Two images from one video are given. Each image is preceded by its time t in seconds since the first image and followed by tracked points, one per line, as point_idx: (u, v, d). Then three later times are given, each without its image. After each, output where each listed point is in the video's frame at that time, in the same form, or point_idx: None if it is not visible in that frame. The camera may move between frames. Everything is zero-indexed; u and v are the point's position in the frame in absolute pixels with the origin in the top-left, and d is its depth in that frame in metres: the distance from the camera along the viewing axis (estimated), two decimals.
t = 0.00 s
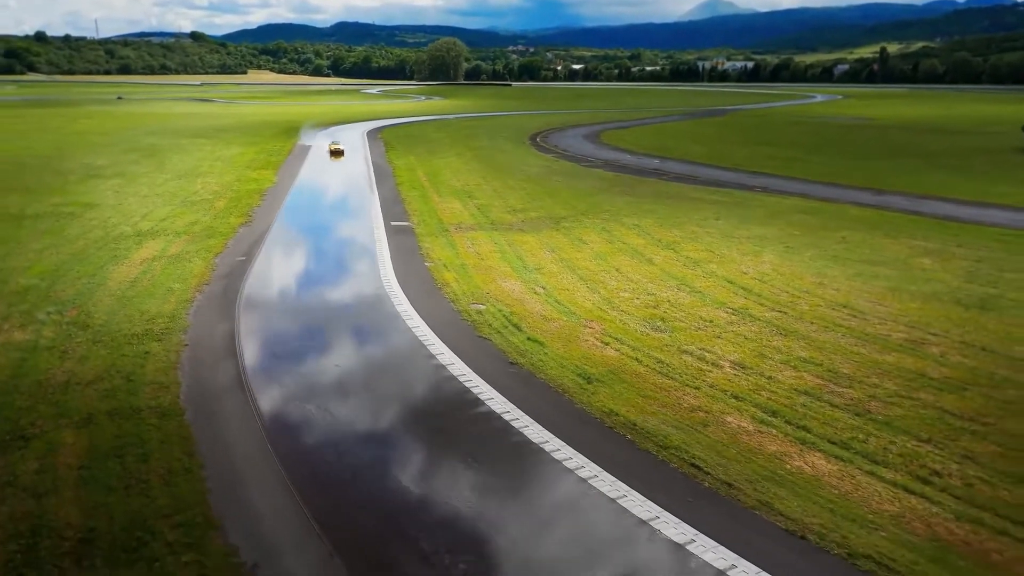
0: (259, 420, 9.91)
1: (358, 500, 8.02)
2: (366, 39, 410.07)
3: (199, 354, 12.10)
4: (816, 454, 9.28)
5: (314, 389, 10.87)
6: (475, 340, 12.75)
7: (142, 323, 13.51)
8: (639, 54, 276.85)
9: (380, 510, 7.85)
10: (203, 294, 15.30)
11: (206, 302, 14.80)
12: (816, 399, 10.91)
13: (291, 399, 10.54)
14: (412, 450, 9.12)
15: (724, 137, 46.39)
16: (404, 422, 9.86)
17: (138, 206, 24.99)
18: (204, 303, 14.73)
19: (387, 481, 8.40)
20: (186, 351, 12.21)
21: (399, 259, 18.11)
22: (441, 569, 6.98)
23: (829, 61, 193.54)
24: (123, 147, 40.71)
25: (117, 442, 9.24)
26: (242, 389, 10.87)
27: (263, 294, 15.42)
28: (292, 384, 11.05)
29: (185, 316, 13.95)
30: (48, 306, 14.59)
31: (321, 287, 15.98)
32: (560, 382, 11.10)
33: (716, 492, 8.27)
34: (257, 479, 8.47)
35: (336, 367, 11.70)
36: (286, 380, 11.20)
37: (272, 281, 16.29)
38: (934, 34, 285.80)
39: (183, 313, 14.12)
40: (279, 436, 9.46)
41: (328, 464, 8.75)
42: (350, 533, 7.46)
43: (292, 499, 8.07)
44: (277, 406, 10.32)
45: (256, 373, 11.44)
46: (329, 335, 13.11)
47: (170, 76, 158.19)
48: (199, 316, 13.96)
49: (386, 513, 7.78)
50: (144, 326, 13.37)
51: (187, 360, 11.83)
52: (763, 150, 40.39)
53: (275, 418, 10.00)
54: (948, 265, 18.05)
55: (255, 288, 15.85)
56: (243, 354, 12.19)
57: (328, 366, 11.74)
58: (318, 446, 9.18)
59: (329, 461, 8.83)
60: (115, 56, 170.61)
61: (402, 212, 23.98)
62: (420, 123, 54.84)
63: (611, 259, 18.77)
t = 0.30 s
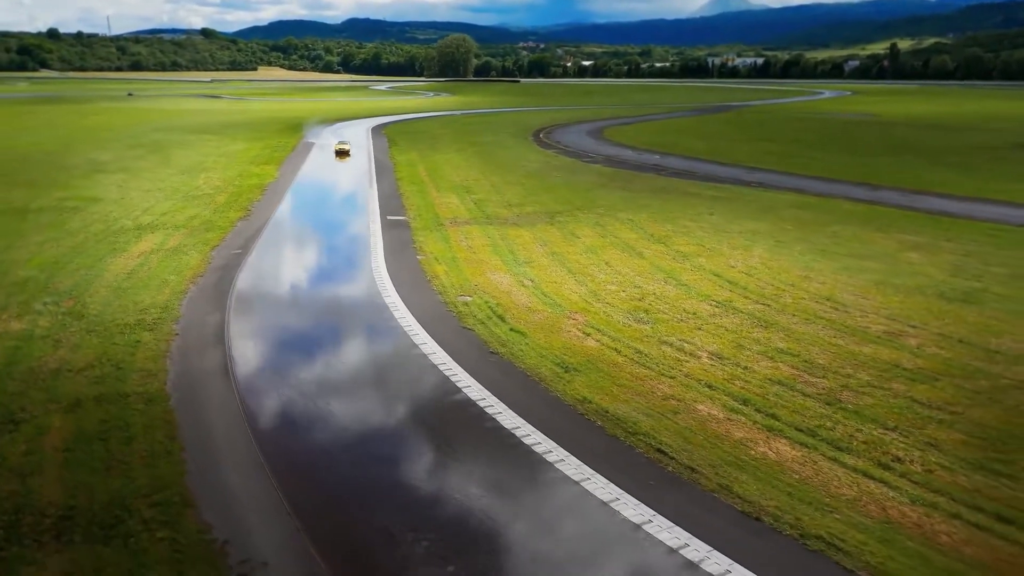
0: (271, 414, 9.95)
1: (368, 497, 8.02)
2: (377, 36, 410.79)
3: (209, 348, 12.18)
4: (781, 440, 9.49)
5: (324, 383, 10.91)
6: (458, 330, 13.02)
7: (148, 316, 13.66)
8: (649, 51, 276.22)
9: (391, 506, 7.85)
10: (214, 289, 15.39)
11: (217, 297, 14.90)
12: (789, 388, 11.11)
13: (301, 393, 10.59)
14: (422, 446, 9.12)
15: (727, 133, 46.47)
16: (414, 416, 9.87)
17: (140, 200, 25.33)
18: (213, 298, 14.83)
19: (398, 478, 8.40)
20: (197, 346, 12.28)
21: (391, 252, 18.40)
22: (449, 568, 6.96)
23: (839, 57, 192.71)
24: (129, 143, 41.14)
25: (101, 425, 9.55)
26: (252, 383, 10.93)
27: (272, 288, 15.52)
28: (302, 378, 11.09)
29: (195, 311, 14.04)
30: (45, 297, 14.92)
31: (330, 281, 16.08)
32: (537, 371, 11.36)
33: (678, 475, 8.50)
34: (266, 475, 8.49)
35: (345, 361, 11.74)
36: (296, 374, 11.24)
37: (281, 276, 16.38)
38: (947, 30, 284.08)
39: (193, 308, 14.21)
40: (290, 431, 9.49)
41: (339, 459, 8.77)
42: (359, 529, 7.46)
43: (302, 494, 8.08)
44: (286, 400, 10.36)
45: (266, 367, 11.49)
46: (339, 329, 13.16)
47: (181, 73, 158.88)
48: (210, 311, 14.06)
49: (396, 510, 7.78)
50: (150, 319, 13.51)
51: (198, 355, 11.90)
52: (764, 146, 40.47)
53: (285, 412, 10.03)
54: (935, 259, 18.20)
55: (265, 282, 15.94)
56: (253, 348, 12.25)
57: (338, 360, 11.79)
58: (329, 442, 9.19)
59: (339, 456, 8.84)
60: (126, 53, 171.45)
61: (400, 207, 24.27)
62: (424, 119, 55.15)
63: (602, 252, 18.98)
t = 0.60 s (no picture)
0: (286, 413, 10.02)
1: (382, 496, 8.06)
2: (390, 36, 411.75)
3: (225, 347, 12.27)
4: (755, 432, 9.71)
5: (338, 383, 10.98)
6: (448, 324, 13.31)
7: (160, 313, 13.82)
8: (662, 50, 275.67)
9: (405, 505, 7.89)
10: (229, 288, 15.50)
11: (231, 295, 15.01)
12: (768, 381, 11.34)
13: (315, 392, 10.67)
14: (434, 446, 9.17)
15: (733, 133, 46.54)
16: (426, 416, 9.91)
17: (146, 198, 25.72)
18: (228, 296, 14.94)
19: (411, 478, 8.44)
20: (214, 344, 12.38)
21: (389, 249, 18.70)
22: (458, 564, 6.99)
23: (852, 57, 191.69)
24: (138, 142, 41.62)
25: (95, 413, 9.87)
26: (268, 382, 11.00)
27: (285, 287, 15.62)
28: (315, 377, 11.16)
29: (211, 309, 14.15)
30: (48, 292, 15.28)
31: (338, 279, 16.24)
32: (522, 364, 11.63)
33: (650, 465, 8.73)
34: (280, 471, 8.55)
35: (357, 360, 11.82)
36: (310, 373, 11.31)
37: (293, 275, 16.50)
38: (962, 29, 282.06)
39: (209, 306, 14.32)
40: (305, 430, 9.54)
41: (353, 458, 8.82)
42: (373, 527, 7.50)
43: (316, 492, 8.12)
44: (301, 398, 10.44)
45: (281, 366, 11.56)
46: (351, 329, 13.24)
47: (194, 73, 159.74)
48: (225, 310, 14.16)
49: (409, 509, 7.82)
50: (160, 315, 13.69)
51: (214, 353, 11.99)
52: (768, 146, 40.55)
53: (300, 411, 10.09)
54: (928, 257, 18.33)
55: (279, 282, 16.04)
56: (269, 347, 12.34)
57: (351, 360, 11.86)
58: (343, 441, 9.23)
59: (353, 455, 8.89)
60: (141, 53, 172.53)
61: (401, 205, 24.56)
62: (433, 119, 55.44)
63: (597, 250, 19.20)
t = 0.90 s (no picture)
0: (298, 412, 10.03)
1: (394, 496, 8.04)
2: (401, 36, 412.73)
3: (238, 347, 12.30)
4: (734, 424, 9.92)
5: (351, 382, 10.99)
6: (440, 320, 13.58)
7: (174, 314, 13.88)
8: (673, 51, 275.30)
9: (416, 506, 7.88)
10: (241, 288, 15.55)
11: (245, 295, 15.06)
12: (752, 376, 11.54)
13: (328, 391, 10.68)
14: (446, 445, 9.17)
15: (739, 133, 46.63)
16: (437, 416, 9.90)
17: (153, 197, 26.08)
18: (241, 296, 15.00)
19: (421, 477, 8.44)
20: (228, 345, 12.41)
21: (389, 247, 19.01)
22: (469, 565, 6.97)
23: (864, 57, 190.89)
24: (148, 142, 42.06)
25: (93, 404, 10.18)
26: (280, 381, 11.01)
27: (298, 288, 15.65)
28: (327, 377, 11.17)
29: (224, 309, 14.19)
30: (53, 288, 15.61)
31: (341, 277, 16.45)
32: (510, 358, 11.88)
33: (628, 455, 8.96)
34: (292, 471, 8.55)
35: (369, 360, 11.82)
36: (322, 372, 11.32)
37: (306, 275, 16.57)
38: (976, 28, 280.55)
39: (222, 306, 14.36)
40: (318, 429, 9.55)
41: (365, 458, 8.81)
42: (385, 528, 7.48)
43: (327, 491, 8.13)
44: (314, 397, 10.45)
45: (294, 366, 11.57)
46: (362, 328, 13.26)
47: (206, 74, 160.55)
48: (238, 310, 14.19)
49: (421, 510, 7.80)
50: (174, 316, 13.75)
51: (228, 353, 12.02)
52: (773, 146, 40.68)
53: (312, 410, 10.10)
54: (922, 256, 18.45)
55: (291, 282, 16.10)
56: (282, 347, 12.36)
57: (364, 359, 11.88)
58: (356, 441, 9.23)
59: (364, 454, 8.90)
60: (154, 54, 173.52)
61: (403, 205, 24.85)
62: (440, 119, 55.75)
63: (595, 249, 19.42)
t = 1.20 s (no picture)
0: (313, 411, 10.05)
1: (408, 497, 8.06)
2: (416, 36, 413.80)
3: (245, 343, 12.50)
4: (712, 414, 10.22)
5: (365, 381, 11.02)
6: (434, 314, 13.95)
7: (190, 313, 13.96)
8: (688, 51, 274.71)
9: (430, 506, 7.90)
10: (257, 288, 15.63)
11: (260, 295, 15.12)
12: (734, 369, 11.83)
13: (342, 390, 10.71)
14: (458, 445, 9.20)
15: (746, 133, 46.79)
16: (452, 417, 9.92)
17: (162, 195, 26.58)
18: (257, 296, 15.07)
19: (434, 477, 8.47)
20: (243, 344, 12.46)
21: (389, 244, 19.39)
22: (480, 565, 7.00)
23: (879, 57, 189.90)
24: (161, 141, 42.65)
25: (94, 391, 10.59)
26: (294, 381, 11.05)
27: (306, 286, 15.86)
28: (342, 376, 11.20)
29: (240, 309, 14.25)
30: (61, 282, 16.06)
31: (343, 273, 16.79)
32: (499, 350, 12.22)
33: (604, 442, 9.28)
34: (307, 470, 8.57)
35: (384, 360, 11.84)
36: (337, 372, 11.35)
37: (322, 275, 16.68)
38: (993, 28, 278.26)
39: (237, 306, 14.42)
40: (333, 428, 9.58)
41: (378, 458, 8.83)
42: (399, 530, 7.49)
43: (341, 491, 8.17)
44: (328, 397, 10.49)
45: (308, 366, 11.60)
46: (376, 327, 13.30)
47: (222, 73, 161.56)
48: (254, 309, 14.25)
49: (434, 511, 7.82)
50: (190, 315, 13.83)
51: (243, 353, 12.08)
52: (779, 146, 40.88)
53: (327, 409, 10.13)
54: (916, 254, 18.65)
55: (305, 282, 16.17)
56: (297, 347, 12.40)
57: (377, 358, 11.90)
58: (371, 441, 9.24)
59: (378, 454, 8.92)
60: (170, 54, 174.77)
61: (407, 203, 25.23)
62: (450, 119, 56.15)
63: (592, 246, 19.73)
